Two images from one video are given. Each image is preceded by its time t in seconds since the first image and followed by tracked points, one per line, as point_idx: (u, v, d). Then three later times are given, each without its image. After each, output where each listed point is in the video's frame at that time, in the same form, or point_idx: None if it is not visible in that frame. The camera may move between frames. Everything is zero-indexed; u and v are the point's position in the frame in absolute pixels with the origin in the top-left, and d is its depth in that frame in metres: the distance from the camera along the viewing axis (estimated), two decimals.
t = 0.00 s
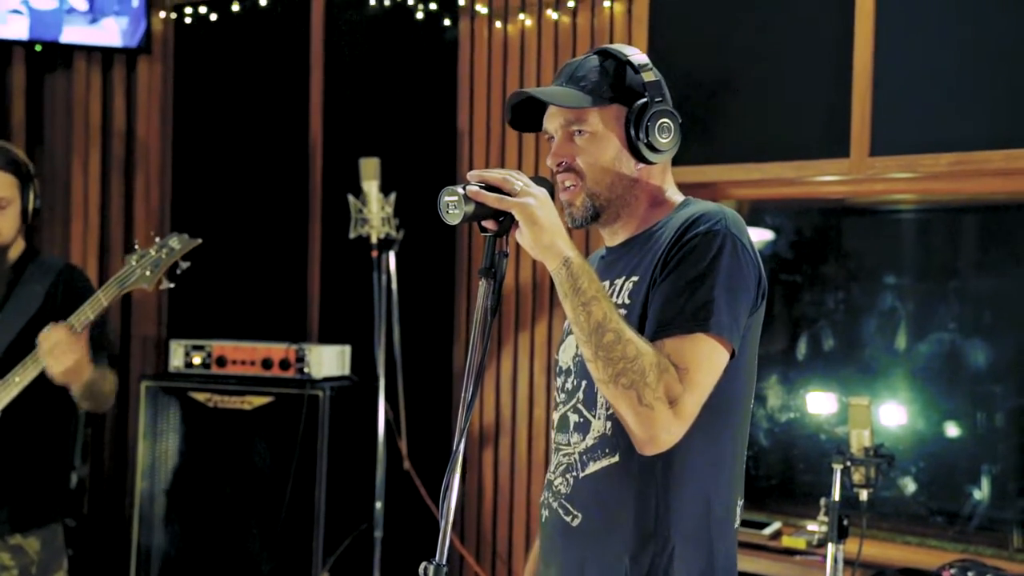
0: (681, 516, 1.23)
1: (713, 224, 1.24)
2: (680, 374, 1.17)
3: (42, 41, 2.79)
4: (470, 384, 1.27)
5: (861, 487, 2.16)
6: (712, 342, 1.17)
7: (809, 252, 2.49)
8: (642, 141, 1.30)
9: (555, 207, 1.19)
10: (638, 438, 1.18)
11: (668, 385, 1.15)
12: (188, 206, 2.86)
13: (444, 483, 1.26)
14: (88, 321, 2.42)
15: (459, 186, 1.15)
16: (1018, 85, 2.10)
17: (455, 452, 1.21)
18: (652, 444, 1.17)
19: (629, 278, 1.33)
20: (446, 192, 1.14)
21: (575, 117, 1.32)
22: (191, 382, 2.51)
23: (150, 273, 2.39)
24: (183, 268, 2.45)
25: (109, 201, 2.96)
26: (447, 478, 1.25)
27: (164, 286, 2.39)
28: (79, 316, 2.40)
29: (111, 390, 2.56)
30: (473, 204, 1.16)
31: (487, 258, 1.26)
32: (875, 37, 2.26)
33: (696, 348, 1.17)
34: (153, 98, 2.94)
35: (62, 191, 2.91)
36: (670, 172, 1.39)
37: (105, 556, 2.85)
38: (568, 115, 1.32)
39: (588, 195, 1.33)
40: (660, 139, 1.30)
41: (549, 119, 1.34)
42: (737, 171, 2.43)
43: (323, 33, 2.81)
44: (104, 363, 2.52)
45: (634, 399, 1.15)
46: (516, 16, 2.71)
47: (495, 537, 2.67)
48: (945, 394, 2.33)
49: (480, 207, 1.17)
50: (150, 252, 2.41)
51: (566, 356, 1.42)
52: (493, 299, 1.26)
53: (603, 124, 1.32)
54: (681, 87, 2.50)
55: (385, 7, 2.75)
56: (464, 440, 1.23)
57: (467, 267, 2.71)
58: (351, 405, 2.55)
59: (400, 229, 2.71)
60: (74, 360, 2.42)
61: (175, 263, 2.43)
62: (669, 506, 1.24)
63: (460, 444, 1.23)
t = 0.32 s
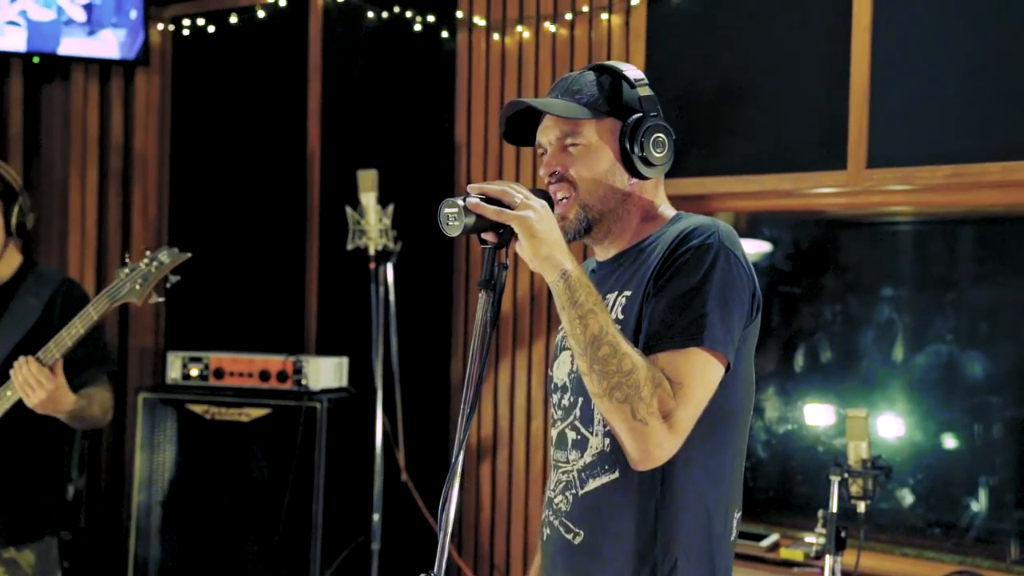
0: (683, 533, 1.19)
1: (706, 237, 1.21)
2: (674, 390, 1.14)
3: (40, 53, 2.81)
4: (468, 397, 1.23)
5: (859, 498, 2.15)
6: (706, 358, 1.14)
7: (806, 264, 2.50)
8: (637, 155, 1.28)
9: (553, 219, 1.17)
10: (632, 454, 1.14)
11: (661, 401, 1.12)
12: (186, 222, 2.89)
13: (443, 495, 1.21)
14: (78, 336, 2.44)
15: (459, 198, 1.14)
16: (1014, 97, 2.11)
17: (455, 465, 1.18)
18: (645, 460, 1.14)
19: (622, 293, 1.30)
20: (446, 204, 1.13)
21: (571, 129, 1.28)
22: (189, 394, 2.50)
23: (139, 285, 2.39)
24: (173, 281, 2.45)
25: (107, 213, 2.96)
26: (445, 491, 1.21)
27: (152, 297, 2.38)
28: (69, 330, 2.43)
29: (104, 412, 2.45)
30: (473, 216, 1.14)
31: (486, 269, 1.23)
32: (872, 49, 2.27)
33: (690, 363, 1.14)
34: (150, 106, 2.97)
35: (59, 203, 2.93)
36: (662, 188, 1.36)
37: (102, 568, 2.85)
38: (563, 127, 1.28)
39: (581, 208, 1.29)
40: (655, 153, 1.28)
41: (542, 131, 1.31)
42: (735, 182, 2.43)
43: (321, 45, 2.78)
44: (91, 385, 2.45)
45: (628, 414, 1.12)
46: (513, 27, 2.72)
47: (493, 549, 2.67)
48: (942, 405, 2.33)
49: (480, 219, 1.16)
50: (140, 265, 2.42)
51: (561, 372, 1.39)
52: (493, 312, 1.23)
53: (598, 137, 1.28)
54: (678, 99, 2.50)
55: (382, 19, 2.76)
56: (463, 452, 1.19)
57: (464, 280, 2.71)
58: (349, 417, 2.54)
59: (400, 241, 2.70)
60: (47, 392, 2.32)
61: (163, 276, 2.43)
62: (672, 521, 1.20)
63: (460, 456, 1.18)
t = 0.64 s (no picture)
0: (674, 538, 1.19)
1: (701, 241, 1.21)
2: (668, 394, 1.14)
3: (35, 59, 2.80)
4: (462, 401, 1.23)
5: (854, 504, 2.17)
6: (702, 362, 1.14)
7: (801, 270, 2.50)
8: (634, 164, 1.27)
9: (547, 224, 1.18)
10: (628, 459, 1.14)
11: (657, 405, 1.12)
12: (182, 227, 2.93)
13: (438, 500, 1.21)
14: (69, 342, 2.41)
15: (454, 204, 1.15)
16: (1007, 103, 2.11)
17: (450, 471, 1.18)
18: (641, 465, 1.13)
19: (615, 296, 1.30)
20: (440, 209, 1.14)
21: (567, 139, 1.28)
22: (184, 401, 2.49)
23: (130, 292, 2.38)
24: (164, 287, 2.44)
25: (101, 217, 2.96)
26: (439, 495, 1.21)
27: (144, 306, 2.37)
28: (59, 337, 2.40)
29: (101, 414, 2.46)
30: (468, 222, 1.15)
31: (480, 275, 1.23)
32: (866, 56, 2.27)
33: (685, 367, 1.14)
34: (145, 112, 2.97)
35: (53, 208, 2.93)
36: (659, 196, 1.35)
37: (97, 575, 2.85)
38: (559, 137, 1.29)
39: (578, 216, 1.29)
40: (651, 161, 1.27)
41: (538, 142, 1.31)
42: (730, 189, 2.44)
43: (316, 53, 2.84)
44: (84, 389, 2.45)
45: (624, 418, 1.12)
46: (508, 34, 2.70)
47: (488, 556, 2.67)
48: (936, 411, 2.33)
49: (476, 224, 1.16)
50: (131, 270, 2.41)
51: (551, 374, 1.38)
52: (487, 317, 1.22)
53: (594, 146, 1.28)
54: (673, 105, 2.51)
55: (378, 25, 2.78)
56: (458, 456, 1.19)
57: (460, 287, 2.68)
58: (343, 423, 2.53)
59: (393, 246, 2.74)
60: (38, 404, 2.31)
61: (154, 282, 2.42)
62: (660, 523, 1.19)
63: (455, 460, 1.18)
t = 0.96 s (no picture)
0: (664, 543, 1.19)
1: (682, 243, 1.21)
2: (655, 396, 1.13)
3: (26, 60, 2.80)
4: (455, 410, 1.23)
5: (846, 505, 2.15)
6: (688, 365, 1.14)
7: (794, 272, 2.50)
8: (619, 174, 1.27)
9: (541, 228, 1.17)
10: (615, 463, 1.14)
11: (644, 408, 1.12)
12: (175, 229, 2.93)
13: (431, 503, 1.20)
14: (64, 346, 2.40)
15: (447, 204, 1.15)
16: (999, 105, 2.12)
17: (443, 473, 1.16)
18: (628, 469, 1.13)
19: (599, 302, 1.30)
20: (434, 209, 1.14)
21: (553, 145, 1.28)
22: (176, 402, 2.49)
23: (125, 296, 2.37)
24: (160, 291, 2.43)
25: (94, 218, 2.96)
26: (432, 499, 1.20)
27: (140, 310, 2.36)
28: (55, 341, 2.38)
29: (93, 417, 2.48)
30: (461, 222, 1.15)
31: (474, 278, 1.22)
32: (859, 58, 2.27)
33: (671, 369, 1.13)
34: (137, 114, 2.97)
35: (46, 210, 2.93)
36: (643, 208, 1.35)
37: None
38: (545, 143, 1.28)
39: (559, 223, 1.29)
40: (637, 173, 1.26)
41: (524, 146, 1.31)
42: (723, 190, 2.44)
43: (309, 55, 2.84)
44: (76, 390, 2.46)
45: (611, 421, 1.12)
46: (502, 35, 2.69)
47: (482, 558, 2.67)
48: (929, 412, 2.33)
49: (470, 225, 1.16)
50: (127, 274, 2.40)
51: (540, 382, 1.37)
52: (481, 320, 1.21)
53: (580, 154, 1.28)
54: (666, 106, 2.51)
55: (371, 26, 2.78)
56: (452, 459, 1.18)
57: (453, 287, 2.68)
58: (336, 424, 2.53)
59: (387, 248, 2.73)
60: (32, 406, 2.31)
61: (150, 286, 2.41)
62: (652, 527, 1.20)
63: (447, 463, 1.17)
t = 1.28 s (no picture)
0: (645, 528, 1.19)
1: (679, 230, 1.21)
2: (652, 386, 1.13)
3: (18, 56, 2.79)
4: (449, 398, 1.22)
5: (839, 502, 2.16)
6: (685, 354, 1.14)
7: (787, 269, 2.50)
8: (602, 164, 1.26)
9: (532, 223, 1.17)
10: (616, 454, 1.14)
11: (643, 399, 1.12)
12: (167, 225, 2.92)
13: (425, 500, 1.20)
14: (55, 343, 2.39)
15: (439, 200, 1.16)
16: (992, 102, 2.12)
17: (437, 470, 1.17)
18: (630, 461, 1.14)
19: (590, 285, 1.29)
20: (426, 205, 1.14)
21: (533, 144, 1.27)
22: (170, 398, 2.48)
23: (118, 294, 2.37)
24: (153, 288, 2.42)
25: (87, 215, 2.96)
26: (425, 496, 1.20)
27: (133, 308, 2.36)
28: (46, 338, 2.38)
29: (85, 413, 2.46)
30: (452, 217, 1.15)
31: (466, 274, 1.22)
32: (851, 55, 2.28)
33: (669, 359, 1.14)
34: (129, 110, 2.97)
35: (38, 205, 2.92)
36: (631, 196, 1.35)
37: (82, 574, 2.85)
38: (525, 142, 1.28)
39: (548, 220, 1.29)
40: (620, 161, 1.26)
41: (505, 147, 1.30)
42: (716, 188, 2.44)
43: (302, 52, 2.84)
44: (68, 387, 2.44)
45: (611, 413, 1.12)
46: (495, 32, 2.70)
47: (475, 554, 2.68)
48: (922, 409, 2.34)
49: (461, 221, 1.16)
50: (120, 271, 2.39)
51: (526, 362, 1.36)
52: (473, 316, 1.21)
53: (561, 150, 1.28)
54: (659, 104, 2.51)
55: (365, 23, 2.77)
56: (445, 455, 1.18)
57: (446, 283, 2.70)
58: (330, 421, 2.53)
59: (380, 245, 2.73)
60: (26, 407, 2.31)
61: (143, 283, 2.40)
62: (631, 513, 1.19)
63: (440, 460, 1.17)
